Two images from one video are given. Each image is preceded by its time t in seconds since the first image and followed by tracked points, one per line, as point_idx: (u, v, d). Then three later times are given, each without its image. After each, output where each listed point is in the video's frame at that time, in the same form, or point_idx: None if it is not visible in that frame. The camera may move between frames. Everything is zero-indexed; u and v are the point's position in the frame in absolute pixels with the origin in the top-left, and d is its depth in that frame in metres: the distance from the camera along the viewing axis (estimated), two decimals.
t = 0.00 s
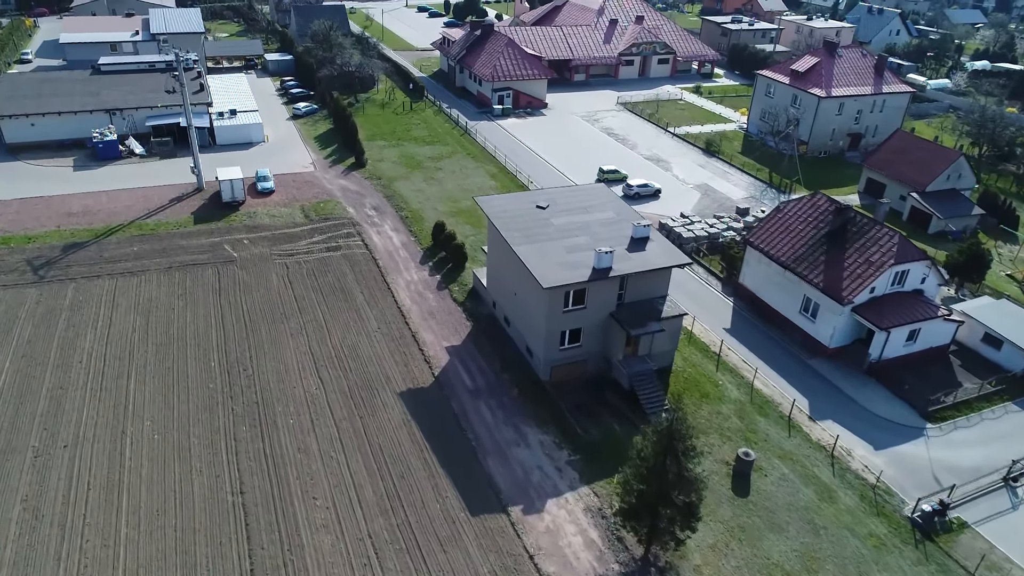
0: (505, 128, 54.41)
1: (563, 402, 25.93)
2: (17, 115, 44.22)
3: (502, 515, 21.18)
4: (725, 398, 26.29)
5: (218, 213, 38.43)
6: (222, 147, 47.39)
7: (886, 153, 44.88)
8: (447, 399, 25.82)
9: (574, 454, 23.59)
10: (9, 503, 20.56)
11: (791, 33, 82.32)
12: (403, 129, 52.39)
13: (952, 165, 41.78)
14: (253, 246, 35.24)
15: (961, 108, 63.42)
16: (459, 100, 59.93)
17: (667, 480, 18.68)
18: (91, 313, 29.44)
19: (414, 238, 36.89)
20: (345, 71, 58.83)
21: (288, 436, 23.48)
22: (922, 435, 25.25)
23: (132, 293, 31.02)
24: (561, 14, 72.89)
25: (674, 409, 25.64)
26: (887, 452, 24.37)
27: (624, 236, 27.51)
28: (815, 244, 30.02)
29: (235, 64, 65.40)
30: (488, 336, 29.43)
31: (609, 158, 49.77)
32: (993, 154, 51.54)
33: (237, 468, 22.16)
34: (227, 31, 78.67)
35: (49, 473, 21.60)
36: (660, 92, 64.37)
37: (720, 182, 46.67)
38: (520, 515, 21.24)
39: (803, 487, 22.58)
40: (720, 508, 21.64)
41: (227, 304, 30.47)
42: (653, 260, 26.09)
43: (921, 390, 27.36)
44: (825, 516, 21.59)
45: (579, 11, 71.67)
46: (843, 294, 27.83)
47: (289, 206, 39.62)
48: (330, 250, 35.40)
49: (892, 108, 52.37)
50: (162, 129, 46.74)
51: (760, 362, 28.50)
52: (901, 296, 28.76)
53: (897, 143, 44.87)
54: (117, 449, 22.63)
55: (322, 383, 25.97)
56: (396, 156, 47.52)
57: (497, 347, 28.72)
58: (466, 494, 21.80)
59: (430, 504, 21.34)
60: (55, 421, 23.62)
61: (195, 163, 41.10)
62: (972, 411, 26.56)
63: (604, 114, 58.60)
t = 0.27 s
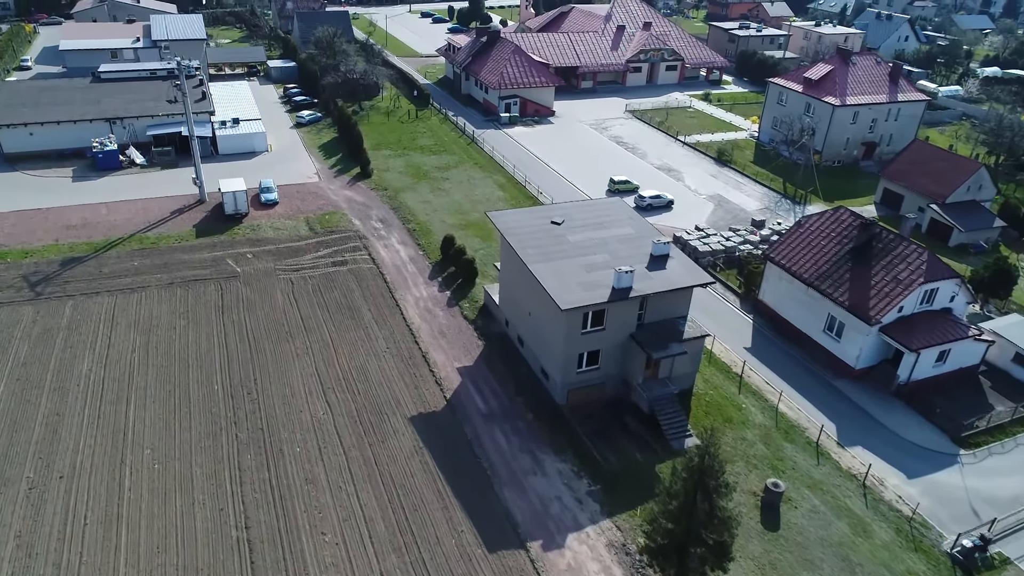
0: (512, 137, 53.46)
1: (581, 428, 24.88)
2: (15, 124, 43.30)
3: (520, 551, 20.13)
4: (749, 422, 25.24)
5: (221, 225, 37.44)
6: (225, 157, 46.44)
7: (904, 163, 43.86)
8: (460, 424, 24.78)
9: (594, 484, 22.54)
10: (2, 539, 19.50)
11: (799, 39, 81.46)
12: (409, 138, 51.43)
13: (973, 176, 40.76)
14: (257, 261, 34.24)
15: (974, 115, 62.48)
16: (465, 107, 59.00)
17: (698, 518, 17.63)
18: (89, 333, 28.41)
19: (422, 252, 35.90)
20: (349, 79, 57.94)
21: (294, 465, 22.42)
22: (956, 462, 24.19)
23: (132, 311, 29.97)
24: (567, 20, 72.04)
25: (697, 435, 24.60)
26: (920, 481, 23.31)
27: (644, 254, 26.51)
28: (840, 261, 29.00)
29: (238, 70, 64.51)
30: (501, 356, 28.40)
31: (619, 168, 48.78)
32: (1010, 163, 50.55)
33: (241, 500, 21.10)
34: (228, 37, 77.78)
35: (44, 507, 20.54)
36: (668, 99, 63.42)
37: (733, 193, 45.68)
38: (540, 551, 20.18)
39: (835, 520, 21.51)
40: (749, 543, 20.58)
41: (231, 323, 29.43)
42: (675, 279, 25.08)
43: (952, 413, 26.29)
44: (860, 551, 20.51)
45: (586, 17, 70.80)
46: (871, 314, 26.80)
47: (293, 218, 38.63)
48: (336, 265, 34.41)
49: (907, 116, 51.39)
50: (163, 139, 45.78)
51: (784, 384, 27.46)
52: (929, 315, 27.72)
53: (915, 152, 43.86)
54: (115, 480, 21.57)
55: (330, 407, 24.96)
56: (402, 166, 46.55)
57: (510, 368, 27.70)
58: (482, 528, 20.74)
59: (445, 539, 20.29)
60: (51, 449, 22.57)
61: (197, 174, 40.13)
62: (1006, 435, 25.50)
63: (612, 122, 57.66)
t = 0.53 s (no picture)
0: (520, 145, 52.50)
1: (601, 455, 23.82)
2: (13, 134, 42.39)
3: None
4: (775, 448, 24.19)
5: (223, 238, 36.43)
6: (227, 167, 45.46)
7: (922, 173, 42.78)
8: (474, 451, 23.73)
9: (616, 517, 21.49)
10: None
11: (806, 45, 80.60)
12: (415, 146, 50.45)
13: (994, 187, 39.64)
14: (261, 276, 33.21)
15: (987, 123, 61.54)
16: (471, 115, 58.05)
17: (734, 562, 16.56)
18: (87, 353, 27.34)
19: (431, 267, 34.89)
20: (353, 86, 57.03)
21: (302, 498, 21.34)
22: (994, 491, 23.13)
23: (131, 330, 28.91)
24: (573, 26, 71.18)
25: (722, 462, 23.54)
26: (958, 512, 22.25)
27: (664, 272, 25.49)
28: (866, 279, 27.97)
29: (239, 77, 63.60)
30: (515, 378, 27.35)
31: (629, 177, 47.80)
32: None
33: (246, 536, 20.01)
34: (230, 44, 76.93)
35: (37, 544, 19.44)
36: (677, 107, 62.50)
37: (747, 204, 44.68)
38: None
39: (872, 556, 20.43)
40: None
41: (234, 342, 28.37)
42: (698, 300, 24.07)
43: (986, 439, 25.25)
44: None
45: (592, 23, 69.94)
46: (900, 334, 25.77)
47: (297, 231, 37.62)
48: (343, 280, 33.37)
49: (922, 125, 50.41)
50: (164, 148, 44.81)
51: (810, 407, 26.42)
52: (960, 335, 26.69)
53: (933, 162, 42.77)
54: (113, 514, 20.47)
55: (339, 433, 23.91)
56: (408, 176, 45.56)
57: (525, 391, 26.65)
58: (500, 566, 19.67)
59: None
60: (46, 480, 21.48)
61: (199, 186, 39.13)
62: None
63: (621, 130, 56.72)
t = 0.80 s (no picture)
0: (527, 154, 51.48)
1: (622, 484, 22.76)
2: (10, 142, 41.42)
3: None
4: (804, 477, 23.12)
5: (225, 252, 35.41)
6: (229, 176, 44.46)
7: (941, 184, 41.84)
8: (490, 480, 22.66)
9: (640, 552, 20.44)
10: None
11: (815, 51, 79.66)
12: (421, 155, 49.42)
13: (1016, 199, 38.69)
14: (265, 292, 32.19)
15: (1002, 130, 60.52)
16: (477, 123, 57.05)
17: None
18: (85, 374, 26.28)
19: (440, 281, 33.86)
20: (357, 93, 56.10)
21: (310, 532, 20.27)
22: None
23: (130, 349, 27.85)
24: (579, 32, 70.26)
25: (749, 492, 22.46)
26: (998, 546, 21.18)
27: (686, 291, 24.45)
28: (893, 297, 26.92)
29: (242, 84, 62.68)
30: (530, 400, 26.27)
31: (640, 187, 46.75)
32: None
33: None
34: (232, 50, 76.08)
35: None
36: (686, 114, 61.54)
37: (761, 214, 43.67)
38: None
39: None
40: None
41: (237, 363, 27.30)
42: (723, 321, 23.02)
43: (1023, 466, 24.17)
44: None
45: (599, 29, 69.02)
46: (932, 356, 24.66)
47: (302, 244, 36.61)
48: (349, 296, 32.34)
49: (938, 133, 49.39)
50: (165, 158, 43.81)
51: (837, 432, 25.37)
52: (994, 356, 25.65)
53: (953, 172, 41.88)
54: (111, 552, 19.38)
55: (347, 461, 22.85)
56: (414, 186, 44.54)
57: (540, 414, 25.58)
58: None
59: None
60: (40, 515, 20.39)
61: (201, 197, 38.11)
62: None
63: (629, 138, 55.72)
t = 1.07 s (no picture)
0: (535, 163, 50.50)
1: (644, 516, 21.70)
2: (7, 152, 40.45)
3: None
4: (835, 508, 22.06)
5: (228, 266, 34.39)
6: (232, 186, 43.47)
7: (961, 195, 40.84)
8: (506, 512, 21.59)
9: None
10: None
11: (823, 57, 78.85)
12: (427, 164, 48.46)
13: None
14: (269, 308, 31.17)
15: (1016, 139, 59.59)
16: (484, 130, 56.10)
17: None
18: (82, 397, 25.21)
19: (449, 297, 32.83)
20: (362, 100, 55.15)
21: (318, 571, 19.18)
22: None
23: (129, 370, 26.77)
24: (586, 38, 69.40)
25: (778, 525, 21.40)
26: None
27: (710, 312, 23.41)
28: (923, 318, 25.84)
29: (244, 91, 61.76)
30: (546, 424, 25.24)
31: (651, 197, 45.77)
32: None
33: None
34: (233, 55, 75.18)
35: None
36: (695, 121, 60.60)
37: (776, 226, 42.66)
38: None
39: None
40: None
41: (240, 384, 26.25)
42: (750, 345, 22.00)
43: None
44: None
45: (606, 35, 68.17)
46: (967, 380, 23.55)
47: (306, 257, 35.60)
48: (355, 313, 31.32)
49: (955, 142, 48.41)
50: (166, 167, 42.82)
51: (867, 459, 24.32)
52: None
53: (972, 184, 40.89)
54: None
55: (356, 492, 21.78)
56: (421, 196, 43.55)
57: (557, 440, 24.54)
58: None
59: None
60: (33, 551, 19.30)
61: (202, 208, 37.10)
62: None
63: (638, 146, 54.77)
